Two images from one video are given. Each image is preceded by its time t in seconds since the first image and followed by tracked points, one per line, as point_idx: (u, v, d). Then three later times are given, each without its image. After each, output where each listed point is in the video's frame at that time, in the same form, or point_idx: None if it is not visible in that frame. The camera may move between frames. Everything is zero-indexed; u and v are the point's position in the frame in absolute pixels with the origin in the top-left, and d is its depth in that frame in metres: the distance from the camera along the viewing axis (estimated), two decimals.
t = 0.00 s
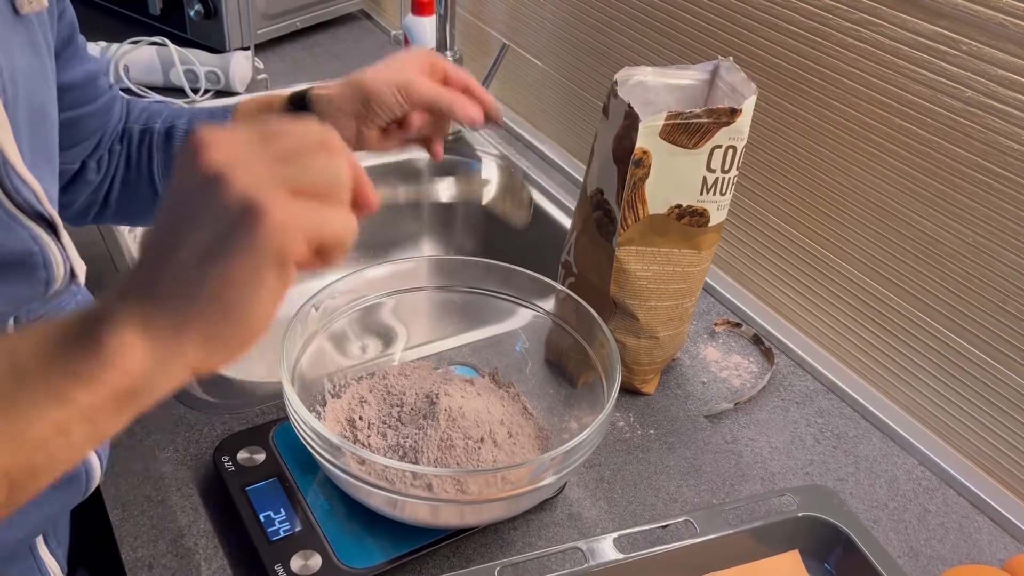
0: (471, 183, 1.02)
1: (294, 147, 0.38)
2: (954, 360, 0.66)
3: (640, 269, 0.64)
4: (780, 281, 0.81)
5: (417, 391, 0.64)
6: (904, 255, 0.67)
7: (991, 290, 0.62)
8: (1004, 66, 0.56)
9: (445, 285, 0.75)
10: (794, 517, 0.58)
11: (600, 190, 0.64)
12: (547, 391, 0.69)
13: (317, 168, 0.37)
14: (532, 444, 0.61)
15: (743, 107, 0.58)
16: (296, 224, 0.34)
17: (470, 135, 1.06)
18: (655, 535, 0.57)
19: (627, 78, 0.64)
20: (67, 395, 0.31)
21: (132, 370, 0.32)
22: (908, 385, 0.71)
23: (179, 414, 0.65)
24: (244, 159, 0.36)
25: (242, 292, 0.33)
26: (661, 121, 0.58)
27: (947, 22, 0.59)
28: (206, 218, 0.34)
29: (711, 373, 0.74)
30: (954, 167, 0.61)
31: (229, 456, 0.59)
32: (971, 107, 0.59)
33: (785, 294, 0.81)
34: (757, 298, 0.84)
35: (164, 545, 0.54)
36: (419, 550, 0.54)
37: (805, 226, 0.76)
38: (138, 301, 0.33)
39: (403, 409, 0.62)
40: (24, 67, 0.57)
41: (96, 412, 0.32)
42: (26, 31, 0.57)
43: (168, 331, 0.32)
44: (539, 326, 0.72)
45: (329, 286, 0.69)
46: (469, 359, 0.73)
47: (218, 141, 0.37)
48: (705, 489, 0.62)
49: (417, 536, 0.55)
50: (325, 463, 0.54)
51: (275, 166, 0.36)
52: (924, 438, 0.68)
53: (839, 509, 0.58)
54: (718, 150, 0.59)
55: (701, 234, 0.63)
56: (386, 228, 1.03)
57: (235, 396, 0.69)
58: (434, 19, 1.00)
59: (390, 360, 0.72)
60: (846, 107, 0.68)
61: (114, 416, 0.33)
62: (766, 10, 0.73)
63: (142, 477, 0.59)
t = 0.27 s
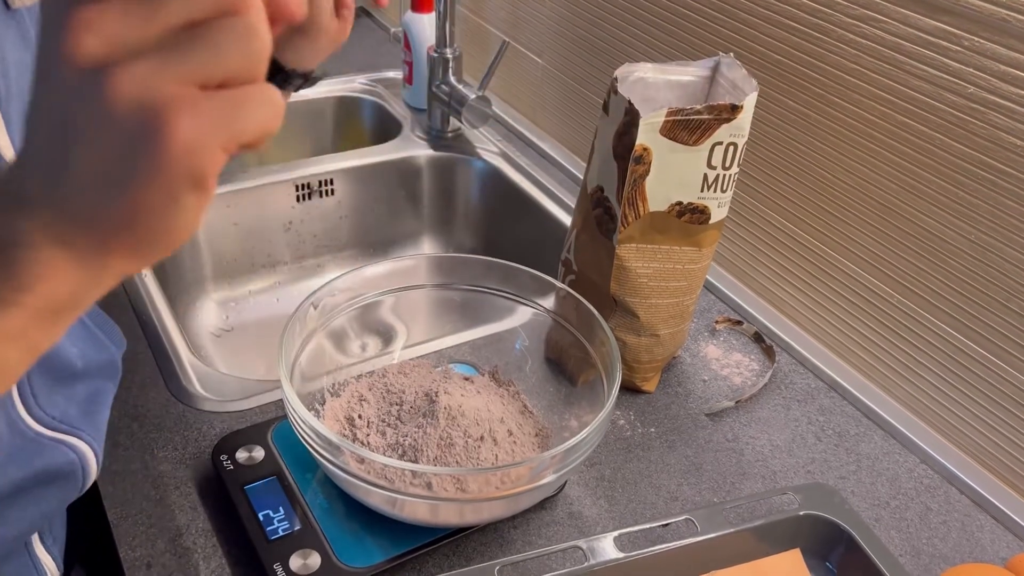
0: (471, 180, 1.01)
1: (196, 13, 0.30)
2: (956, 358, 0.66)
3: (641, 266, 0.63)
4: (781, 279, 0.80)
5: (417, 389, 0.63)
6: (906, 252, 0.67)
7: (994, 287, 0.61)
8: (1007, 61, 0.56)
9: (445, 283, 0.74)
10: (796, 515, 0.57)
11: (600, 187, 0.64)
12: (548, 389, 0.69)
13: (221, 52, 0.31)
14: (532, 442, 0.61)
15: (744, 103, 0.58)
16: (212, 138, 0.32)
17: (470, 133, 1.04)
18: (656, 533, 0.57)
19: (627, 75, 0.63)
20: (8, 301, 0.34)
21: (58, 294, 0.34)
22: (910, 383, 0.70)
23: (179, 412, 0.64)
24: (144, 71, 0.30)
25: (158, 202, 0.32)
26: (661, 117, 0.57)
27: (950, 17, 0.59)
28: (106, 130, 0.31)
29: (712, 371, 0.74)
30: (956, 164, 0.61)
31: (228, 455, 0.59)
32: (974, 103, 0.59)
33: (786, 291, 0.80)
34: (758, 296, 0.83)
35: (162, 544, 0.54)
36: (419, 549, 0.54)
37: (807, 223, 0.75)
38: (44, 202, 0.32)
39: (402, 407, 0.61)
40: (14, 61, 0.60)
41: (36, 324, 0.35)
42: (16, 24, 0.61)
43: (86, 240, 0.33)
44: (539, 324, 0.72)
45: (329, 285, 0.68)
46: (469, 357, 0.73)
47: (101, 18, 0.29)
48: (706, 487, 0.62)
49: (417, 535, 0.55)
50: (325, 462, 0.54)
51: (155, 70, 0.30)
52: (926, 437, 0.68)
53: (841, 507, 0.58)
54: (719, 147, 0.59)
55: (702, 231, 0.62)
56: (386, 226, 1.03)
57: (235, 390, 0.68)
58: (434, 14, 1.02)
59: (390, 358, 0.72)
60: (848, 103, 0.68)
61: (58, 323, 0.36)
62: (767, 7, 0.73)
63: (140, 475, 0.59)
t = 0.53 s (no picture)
0: (471, 179, 1.01)
1: (209, 14, 0.30)
2: (955, 356, 0.66)
3: (640, 264, 0.63)
4: (781, 277, 0.80)
5: (416, 388, 0.63)
6: (905, 250, 0.67)
7: (994, 284, 0.61)
8: (1006, 59, 0.56)
9: (444, 281, 0.74)
10: (795, 514, 0.57)
11: (599, 185, 0.64)
12: (547, 387, 0.69)
13: (237, 56, 0.31)
14: (532, 441, 0.61)
15: (744, 101, 0.57)
16: (228, 141, 0.31)
17: (469, 131, 1.04)
18: (655, 532, 0.57)
19: (626, 73, 0.63)
20: (26, 293, 0.33)
21: (77, 287, 0.34)
22: (910, 381, 0.70)
23: (177, 411, 0.64)
24: (162, 75, 0.30)
25: (176, 206, 0.31)
26: (661, 115, 0.57)
27: (949, 15, 0.58)
28: (119, 135, 0.30)
29: (712, 369, 0.74)
30: (955, 162, 0.61)
31: (227, 454, 0.59)
32: (973, 101, 0.59)
33: (786, 289, 0.80)
34: (758, 294, 0.83)
35: (161, 543, 0.54)
36: (418, 548, 0.54)
37: (807, 221, 0.75)
38: (55, 198, 0.31)
39: (401, 406, 0.61)
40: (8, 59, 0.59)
41: (54, 310, 0.34)
42: (11, 24, 0.61)
43: (101, 232, 0.32)
44: (538, 322, 0.72)
45: (327, 283, 0.68)
46: (469, 356, 0.73)
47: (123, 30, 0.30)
48: (705, 486, 0.62)
49: (416, 534, 0.55)
50: (324, 461, 0.54)
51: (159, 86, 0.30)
52: (926, 435, 0.68)
53: (841, 505, 0.58)
54: (719, 145, 0.59)
55: (702, 229, 0.62)
56: (385, 225, 1.03)
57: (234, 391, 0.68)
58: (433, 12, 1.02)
59: (390, 357, 0.72)
60: (847, 100, 0.68)
61: (76, 310, 0.35)
62: (766, 6, 0.73)
63: (139, 474, 0.59)
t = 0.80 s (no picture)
0: (471, 177, 1.01)
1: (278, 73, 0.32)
2: (956, 355, 0.66)
3: (641, 263, 0.63)
4: (781, 276, 0.80)
5: (417, 387, 0.63)
6: (905, 248, 0.67)
7: (994, 283, 0.61)
8: (1006, 57, 0.56)
9: (445, 280, 0.74)
10: (796, 512, 0.57)
11: (600, 184, 0.64)
12: (548, 386, 0.69)
13: (301, 112, 0.32)
14: (533, 439, 0.61)
15: (744, 100, 0.57)
16: (288, 195, 0.33)
17: (470, 130, 1.04)
18: (656, 530, 0.57)
19: (627, 72, 0.63)
20: (68, 328, 0.33)
21: (122, 326, 0.34)
22: (910, 379, 0.70)
23: (179, 410, 0.64)
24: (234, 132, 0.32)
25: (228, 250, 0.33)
26: (661, 114, 0.57)
27: (950, 13, 0.58)
28: (187, 174, 0.32)
29: (713, 368, 0.74)
30: (955, 160, 0.61)
31: (229, 453, 0.59)
32: (973, 100, 0.59)
33: (787, 288, 0.80)
34: (759, 293, 0.83)
35: (163, 541, 0.54)
36: (419, 547, 0.54)
37: (808, 219, 0.75)
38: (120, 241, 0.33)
39: (402, 405, 0.62)
40: (21, 57, 0.59)
41: (94, 352, 0.34)
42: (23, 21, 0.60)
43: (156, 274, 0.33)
44: (539, 321, 0.72)
45: (328, 282, 0.68)
46: (470, 355, 0.73)
47: (200, 83, 0.31)
48: (706, 484, 0.62)
49: (417, 532, 0.55)
50: (325, 460, 0.54)
51: (232, 136, 0.32)
52: (926, 433, 0.68)
53: (842, 504, 0.58)
54: (719, 144, 0.59)
55: (702, 228, 0.62)
56: (386, 224, 1.03)
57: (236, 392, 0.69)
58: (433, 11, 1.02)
59: (391, 355, 0.72)
60: (847, 99, 0.68)
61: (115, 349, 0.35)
62: (766, 5, 0.73)
63: (141, 473, 0.59)
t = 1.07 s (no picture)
0: (473, 177, 1.02)
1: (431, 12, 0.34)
2: (956, 353, 0.66)
3: (642, 262, 0.63)
4: (783, 275, 0.80)
5: (419, 386, 0.64)
6: (907, 247, 0.67)
7: (996, 282, 0.61)
8: (1007, 56, 0.56)
9: (448, 279, 0.74)
10: (798, 510, 0.57)
11: (602, 183, 0.64)
12: (550, 385, 0.69)
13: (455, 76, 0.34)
14: (535, 438, 0.61)
15: (746, 100, 0.58)
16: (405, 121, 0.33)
17: (472, 130, 1.04)
18: (658, 528, 0.57)
19: (628, 72, 0.64)
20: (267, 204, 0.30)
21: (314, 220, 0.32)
22: (911, 378, 0.70)
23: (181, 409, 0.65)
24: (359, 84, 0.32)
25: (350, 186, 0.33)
26: (663, 113, 0.57)
27: (951, 13, 0.59)
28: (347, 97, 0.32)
29: (715, 367, 0.74)
30: (956, 160, 0.61)
31: (232, 451, 0.59)
32: (974, 99, 0.59)
33: (788, 287, 0.80)
34: (761, 292, 0.83)
35: (166, 540, 0.54)
36: (422, 546, 0.54)
37: (810, 217, 0.75)
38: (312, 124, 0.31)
39: (405, 404, 0.62)
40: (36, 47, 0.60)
41: (280, 265, 0.31)
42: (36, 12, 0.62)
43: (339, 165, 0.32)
44: (541, 320, 0.72)
45: (331, 282, 0.68)
46: (471, 353, 0.73)
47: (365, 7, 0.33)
48: (708, 483, 0.62)
49: (420, 531, 0.55)
50: (328, 459, 0.54)
51: (372, 74, 0.33)
52: (929, 432, 0.68)
53: (844, 502, 0.58)
54: (721, 144, 0.59)
55: (704, 227, 0.62)
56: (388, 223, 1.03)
57: (239, 391, 0.69)
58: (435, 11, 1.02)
59: (393, 355, 0.73)
60: (849, 98, 0.68)
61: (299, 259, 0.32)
62: (768, 5, 0.73)
63: (144, 472, 0.59)
